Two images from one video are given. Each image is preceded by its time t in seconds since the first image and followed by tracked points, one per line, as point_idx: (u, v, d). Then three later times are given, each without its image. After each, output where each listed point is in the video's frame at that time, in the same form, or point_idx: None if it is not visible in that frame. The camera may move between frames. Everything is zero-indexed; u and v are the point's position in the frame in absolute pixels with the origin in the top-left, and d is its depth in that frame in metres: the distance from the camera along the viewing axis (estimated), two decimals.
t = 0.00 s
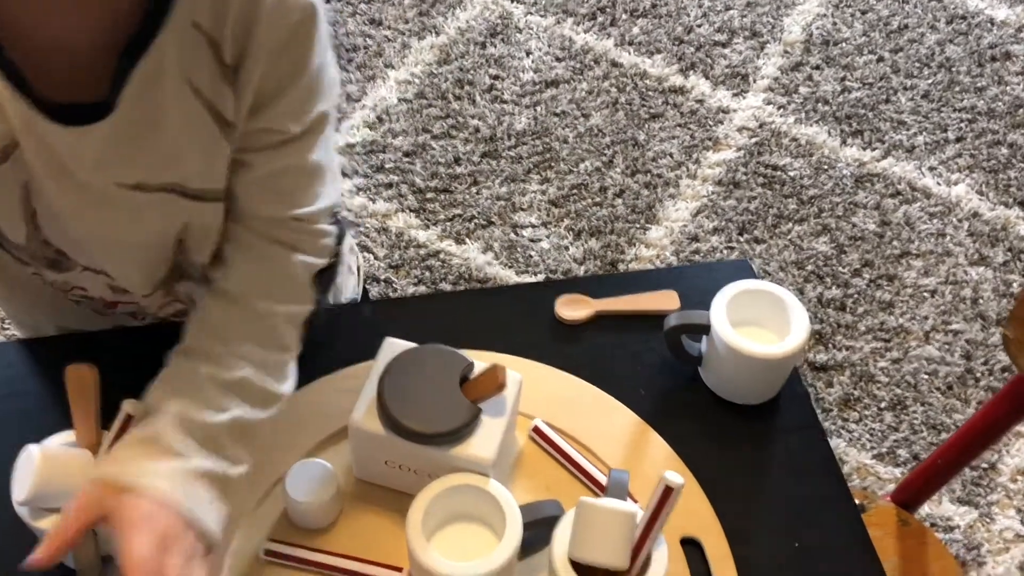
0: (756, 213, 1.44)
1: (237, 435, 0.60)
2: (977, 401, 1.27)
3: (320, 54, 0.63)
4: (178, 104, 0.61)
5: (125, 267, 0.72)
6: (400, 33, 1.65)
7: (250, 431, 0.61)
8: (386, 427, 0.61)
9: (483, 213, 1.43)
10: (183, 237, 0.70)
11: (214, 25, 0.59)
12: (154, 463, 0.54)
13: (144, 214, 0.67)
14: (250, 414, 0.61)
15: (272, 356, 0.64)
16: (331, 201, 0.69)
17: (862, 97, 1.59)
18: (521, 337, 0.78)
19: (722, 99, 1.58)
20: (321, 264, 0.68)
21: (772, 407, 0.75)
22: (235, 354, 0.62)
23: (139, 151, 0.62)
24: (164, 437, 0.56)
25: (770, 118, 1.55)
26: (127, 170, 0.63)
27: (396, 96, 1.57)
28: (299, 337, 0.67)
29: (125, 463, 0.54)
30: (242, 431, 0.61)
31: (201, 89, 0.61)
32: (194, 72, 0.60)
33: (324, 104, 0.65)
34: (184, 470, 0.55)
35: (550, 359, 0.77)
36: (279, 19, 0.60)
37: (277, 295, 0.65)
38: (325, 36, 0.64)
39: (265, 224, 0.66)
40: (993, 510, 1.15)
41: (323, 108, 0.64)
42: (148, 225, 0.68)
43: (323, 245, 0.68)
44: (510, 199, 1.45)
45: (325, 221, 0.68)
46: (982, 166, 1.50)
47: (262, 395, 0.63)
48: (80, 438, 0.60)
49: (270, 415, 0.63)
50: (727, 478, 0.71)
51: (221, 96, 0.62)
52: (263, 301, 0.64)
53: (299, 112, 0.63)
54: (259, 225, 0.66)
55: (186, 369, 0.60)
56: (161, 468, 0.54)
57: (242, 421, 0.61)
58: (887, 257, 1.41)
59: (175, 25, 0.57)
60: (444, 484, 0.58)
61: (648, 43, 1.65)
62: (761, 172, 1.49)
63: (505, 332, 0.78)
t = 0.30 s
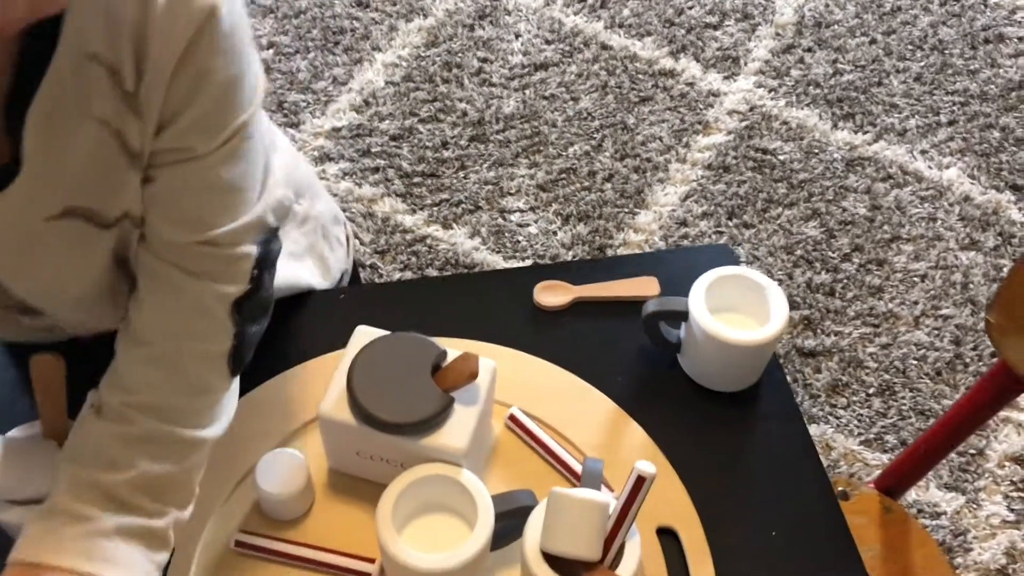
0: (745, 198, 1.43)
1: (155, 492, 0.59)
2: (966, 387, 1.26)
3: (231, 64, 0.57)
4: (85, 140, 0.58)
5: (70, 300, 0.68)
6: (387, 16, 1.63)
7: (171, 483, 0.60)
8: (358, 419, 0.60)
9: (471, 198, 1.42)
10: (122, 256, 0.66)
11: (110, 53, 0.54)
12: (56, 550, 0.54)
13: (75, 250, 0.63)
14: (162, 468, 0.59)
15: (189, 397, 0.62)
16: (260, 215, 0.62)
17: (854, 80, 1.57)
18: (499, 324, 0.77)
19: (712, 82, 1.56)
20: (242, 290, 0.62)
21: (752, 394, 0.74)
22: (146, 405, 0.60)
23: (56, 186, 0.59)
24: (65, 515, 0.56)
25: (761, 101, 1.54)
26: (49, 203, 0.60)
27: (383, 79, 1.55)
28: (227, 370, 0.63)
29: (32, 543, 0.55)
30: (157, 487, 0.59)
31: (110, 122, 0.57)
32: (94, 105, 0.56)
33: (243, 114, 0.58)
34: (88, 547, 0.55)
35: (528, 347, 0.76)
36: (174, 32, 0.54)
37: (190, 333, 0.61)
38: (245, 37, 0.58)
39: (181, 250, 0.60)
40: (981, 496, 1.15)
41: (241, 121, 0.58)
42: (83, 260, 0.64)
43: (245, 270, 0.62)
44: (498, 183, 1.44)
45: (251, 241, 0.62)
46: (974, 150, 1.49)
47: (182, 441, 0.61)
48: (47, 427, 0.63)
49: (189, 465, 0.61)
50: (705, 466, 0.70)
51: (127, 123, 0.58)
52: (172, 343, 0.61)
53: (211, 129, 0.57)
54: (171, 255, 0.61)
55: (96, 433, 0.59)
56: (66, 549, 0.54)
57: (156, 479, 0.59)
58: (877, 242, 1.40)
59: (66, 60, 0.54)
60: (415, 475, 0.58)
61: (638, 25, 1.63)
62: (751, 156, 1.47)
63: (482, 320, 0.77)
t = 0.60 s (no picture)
0: (754, 192, 1.42)
1: (158, 488, 0.58)
2: (974, 386, 1.25)
3: (210, 75, 0.56)
4: (66, 157, 0.56)
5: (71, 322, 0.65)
6: (395, 3, 1.62)
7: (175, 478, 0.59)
8: (363, 413, 0.59)
9: (477, 188, 1.41)
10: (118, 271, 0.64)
11: (84, 70, 0.54)
12: (58, 533, 0.53)
13: (67, 268, 0.61)
14: (164, 461, 0.58)
15: (189, 396, 0.60)
16: (250, 222, 0.60)
17: (865, 75, 1.56)
18: (505, 319, 0.76)
19: (723, 75, 1.55)
20: (235, 295, 0.60)
21: (762, 393, 0.73)
22: (146, 402, 0.59)
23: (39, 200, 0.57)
24: (67, 505, 0.54)
25: (771, 95, 1.52)
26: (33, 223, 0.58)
27: (390, 67, 1.54)
28: (225, 370, 0.62)
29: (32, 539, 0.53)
30: (161, 480, 0.58)
31: (88, 138, 0.56)
32: (70, 120, 0.55)
33: (226, 123, 0.57)
34: (92, 530, 0.53)
35: (535, 343, 0.75)
36: (148, 48, 0.54)
37: (186, 334, 0.60)
38: (224, 46, 0.57)
39: (171, 261, 0.59)
40: (988, 496, 1.14)
41: (225, 128, 0.57)
42: (75, 279, 0.62)
43: (238, 272, 0.60)
44: (505, 174, 1.43)
45: (241, 247, 0.60)
46: (986, 146, 1.47)
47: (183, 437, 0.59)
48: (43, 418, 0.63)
49: (192, 460, 0.59)
50: (714, 465, 0.69)
51: (106, 140, 0.56)
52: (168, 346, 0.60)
53: (195, 141, 0.57)
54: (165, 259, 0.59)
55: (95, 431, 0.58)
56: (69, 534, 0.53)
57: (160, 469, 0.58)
58: (886, 239, 1.38)
59: (39, 74, 0.53)
60: (420, 470, 0.57)
61: (649, 17, 1.62)
62: (761, 150, 1.46)
63: (488, 314, 0.76)
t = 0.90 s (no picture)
0: (786, 181, 1.41)
1: (224, 430, 0.60)
2: (1005, 380, 1.25)
3: (275, 35, 0.60)
4: (136, 119, 0.60)
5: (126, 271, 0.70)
6: None
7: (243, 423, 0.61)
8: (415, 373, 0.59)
9: (509, 171, 1.41)
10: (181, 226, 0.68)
11: (156, 32, 0.57)
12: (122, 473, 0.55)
13: (132, 217, 0.65)
14: (234, 406, 0.60)
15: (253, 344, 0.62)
16: (309, 182, 0.64)
17: (899, 67, 1.55)
18: (549, 295, 0.76)
19: (756, 64, 1.54)
20: (297, 252, 0.64)
21: (808, 372, 0.72)
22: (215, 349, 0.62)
23: (113, 162, 0.61)
24: (136, 443, 0.56)
25: (804, 85, 1.52)
26: (102, 179, 0.61)
27: (423, 49, 1.54)
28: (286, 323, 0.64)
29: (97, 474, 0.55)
30: (230, 426, 0.60)
31: (155, 98, 0.60)
32: (141, 81, 0.59)
33: (289, 82, 0.61)
34: (154, 469, 0.55)
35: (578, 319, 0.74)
36: (220, 8, 0.58)
37: (251, 285, 0.63)
38: (286, 11, 0.61)
39: (236, 219, 0.63)
40: (1018, 490, 1.14)
41: (289, 87, 0.61)
42: (137, 229, 0.66)
43: (302, 233, 0.64)
44: (536, 157, 1.42)
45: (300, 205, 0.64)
46: (1021, 141, 1.46)
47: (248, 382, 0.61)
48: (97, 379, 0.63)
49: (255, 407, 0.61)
50: (759, 442, 0.68)
51: (173, 97, 0.60)
52: (234, 297, 0.63)
53: (259, 101, 0.60)
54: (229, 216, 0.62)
55: (164, 371, 0.60)
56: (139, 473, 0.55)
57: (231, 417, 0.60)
58: (918, 231, 1.38)
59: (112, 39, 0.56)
60: (474, 436, 0.57)
61: (682, 4, 1.61)
62: (794, 139, 1.46)
63: (531, 289, 0.76)
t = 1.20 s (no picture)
0: (818, 182, 1.41)
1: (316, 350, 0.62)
2: None
3: (358, 23, 0.64)
4: (223, 108, 0.63)
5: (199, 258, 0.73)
6: None
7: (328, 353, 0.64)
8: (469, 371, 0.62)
9: (541, 167, 1.42)
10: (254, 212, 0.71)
11: (248, 23, 0.61)
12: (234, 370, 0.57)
13: (210, 202, 0.68)
14: (324, 333, 0.63)
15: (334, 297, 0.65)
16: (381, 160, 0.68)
17: (934, 70, 1.54)
18: (588, 291, 0.77)
19: (789, 64, 1.54)
20: (376, 213, 0.68)
21: (845, 371, 0.72)
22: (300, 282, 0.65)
23: (197, 151, 0.64)
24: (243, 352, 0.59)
25: (838, 86, 1.52)
26: (186, 165, 0.65)
27: (457, 46, 1.55)
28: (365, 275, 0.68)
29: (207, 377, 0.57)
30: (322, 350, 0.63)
31: (244, 86, 0.63)
32: (234, 69, 0.62)
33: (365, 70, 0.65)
34: (265, 368, 0.58)
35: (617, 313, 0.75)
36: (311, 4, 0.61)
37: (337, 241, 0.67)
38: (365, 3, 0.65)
39: (317, 193, 0.67)
40: None
41: (365, 75, 0.65)
42: (214, 217, 0.69)
43: (378, 201, 0.68)
44: (568, 155, 1.43)
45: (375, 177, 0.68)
46: None
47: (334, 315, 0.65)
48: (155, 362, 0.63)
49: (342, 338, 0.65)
50: (798, 439, 0.69)
51: (263, 88, 0.63)
52: (315, 256, 0.66)
53: (340, 84, 0.64)
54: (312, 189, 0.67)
55: (250, 301, 0.63)
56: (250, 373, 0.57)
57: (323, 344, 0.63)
58: (951, 234, 1.37)
59: (207, 32, 0.59)
60: (520, 427, 0.59)
61: (716, 4, 1.62)
62: (826, 140, 1.46)
63: (572, 284, 0.77)
